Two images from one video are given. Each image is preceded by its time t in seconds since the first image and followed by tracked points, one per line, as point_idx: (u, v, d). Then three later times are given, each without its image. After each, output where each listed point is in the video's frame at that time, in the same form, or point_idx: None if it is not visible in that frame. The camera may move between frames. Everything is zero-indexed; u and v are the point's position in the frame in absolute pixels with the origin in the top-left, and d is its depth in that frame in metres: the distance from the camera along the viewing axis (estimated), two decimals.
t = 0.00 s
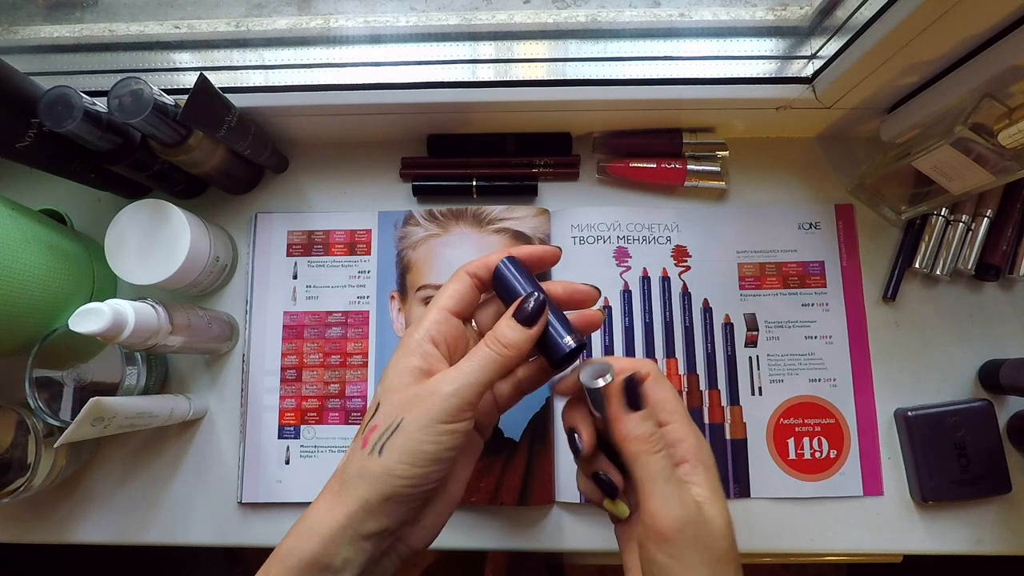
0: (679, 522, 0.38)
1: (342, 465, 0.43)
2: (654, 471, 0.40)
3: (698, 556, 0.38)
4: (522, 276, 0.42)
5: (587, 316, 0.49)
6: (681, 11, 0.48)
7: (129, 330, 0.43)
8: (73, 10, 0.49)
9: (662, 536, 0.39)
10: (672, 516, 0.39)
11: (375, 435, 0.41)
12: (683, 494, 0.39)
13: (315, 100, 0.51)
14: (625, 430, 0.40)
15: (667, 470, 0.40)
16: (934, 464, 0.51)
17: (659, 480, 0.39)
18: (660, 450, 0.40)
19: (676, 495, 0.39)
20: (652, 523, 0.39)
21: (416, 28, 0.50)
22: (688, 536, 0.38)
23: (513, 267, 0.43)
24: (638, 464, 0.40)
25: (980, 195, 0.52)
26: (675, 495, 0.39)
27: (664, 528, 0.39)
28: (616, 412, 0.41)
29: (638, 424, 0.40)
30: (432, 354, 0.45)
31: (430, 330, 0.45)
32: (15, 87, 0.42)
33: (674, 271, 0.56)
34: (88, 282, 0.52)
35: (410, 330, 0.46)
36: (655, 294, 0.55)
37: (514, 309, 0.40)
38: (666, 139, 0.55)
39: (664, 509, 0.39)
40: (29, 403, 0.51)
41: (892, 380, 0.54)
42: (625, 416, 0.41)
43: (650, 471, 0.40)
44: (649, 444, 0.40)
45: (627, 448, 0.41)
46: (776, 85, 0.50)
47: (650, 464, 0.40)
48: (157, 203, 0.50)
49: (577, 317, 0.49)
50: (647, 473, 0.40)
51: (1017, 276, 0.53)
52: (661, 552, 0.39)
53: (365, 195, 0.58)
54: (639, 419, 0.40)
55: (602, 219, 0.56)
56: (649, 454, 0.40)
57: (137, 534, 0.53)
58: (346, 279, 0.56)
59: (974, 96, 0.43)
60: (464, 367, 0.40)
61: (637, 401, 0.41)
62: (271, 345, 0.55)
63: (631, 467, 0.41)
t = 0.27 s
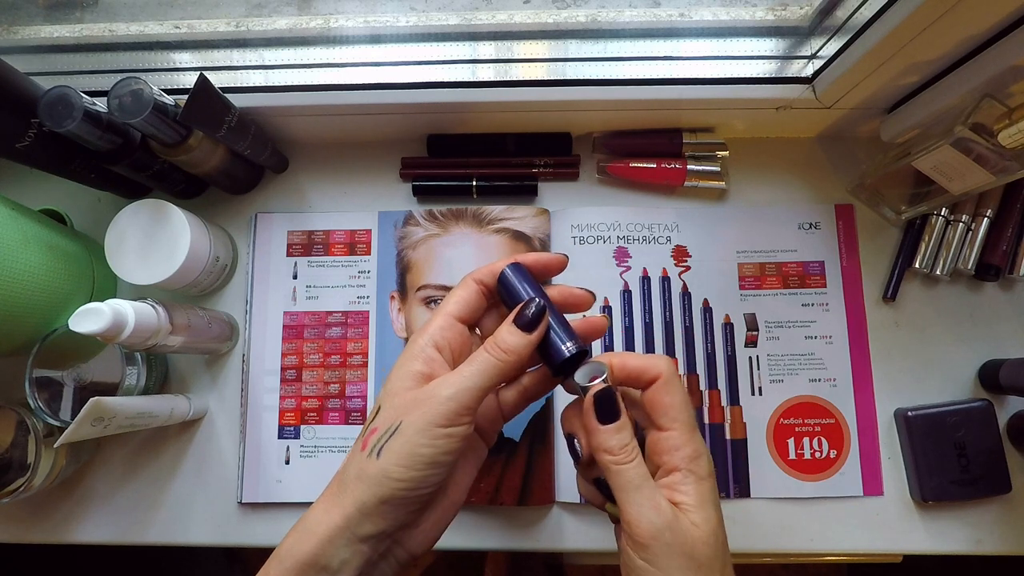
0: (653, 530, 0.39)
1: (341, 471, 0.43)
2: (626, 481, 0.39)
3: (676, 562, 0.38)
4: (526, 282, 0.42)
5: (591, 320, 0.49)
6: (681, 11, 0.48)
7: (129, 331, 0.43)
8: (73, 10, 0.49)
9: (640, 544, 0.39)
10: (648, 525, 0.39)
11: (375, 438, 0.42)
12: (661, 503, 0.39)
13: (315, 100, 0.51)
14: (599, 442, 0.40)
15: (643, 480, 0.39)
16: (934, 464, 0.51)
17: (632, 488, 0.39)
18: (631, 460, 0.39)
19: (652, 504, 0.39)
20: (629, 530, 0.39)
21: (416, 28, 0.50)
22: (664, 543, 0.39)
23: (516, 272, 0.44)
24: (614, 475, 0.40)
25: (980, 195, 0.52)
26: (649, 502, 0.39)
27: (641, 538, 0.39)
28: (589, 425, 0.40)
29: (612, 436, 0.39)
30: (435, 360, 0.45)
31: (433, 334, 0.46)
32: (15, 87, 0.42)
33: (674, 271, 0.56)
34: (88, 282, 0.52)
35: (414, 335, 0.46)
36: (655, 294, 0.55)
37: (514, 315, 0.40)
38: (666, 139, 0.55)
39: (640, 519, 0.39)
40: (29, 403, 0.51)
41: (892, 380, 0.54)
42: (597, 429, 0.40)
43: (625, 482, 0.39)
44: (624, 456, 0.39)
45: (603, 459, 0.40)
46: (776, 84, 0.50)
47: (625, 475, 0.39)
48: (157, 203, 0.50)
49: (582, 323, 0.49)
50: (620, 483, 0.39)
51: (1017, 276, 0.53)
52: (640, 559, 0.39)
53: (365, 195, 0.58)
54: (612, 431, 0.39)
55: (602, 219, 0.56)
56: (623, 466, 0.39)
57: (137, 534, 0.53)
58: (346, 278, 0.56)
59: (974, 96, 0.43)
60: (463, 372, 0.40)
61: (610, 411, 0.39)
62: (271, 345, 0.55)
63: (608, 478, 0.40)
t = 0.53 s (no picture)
0: (638, 525, 0.38)
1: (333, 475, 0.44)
2: (612, 477, 0.39)
3: (661, 557, 0.38)
4: (534, 287, 0.42)
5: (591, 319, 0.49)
6: (681, 11, 0.48)
7: (129, 331, 0.43)
8: (73, 10, 0.49)
9: (626, 541, 0.38)
10: (633, 520, 0.38)
11: (371, 444, 0.41)
12: (646, 499, 0.39)
13: (315, 100, 0.51)
14: (583, 438, 0.40)
15: (628, 475, 0.39)
16: (935, 464, 0.51)
17: (618, 484, 0.39)
18: (617, 457, 0.39)
19: (636, 500, 0.38)
20: (615, 526, 0.39)
21: (416, 28, 0.50)
22: (649, 540, 0.38)
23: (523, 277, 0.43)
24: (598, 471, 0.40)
25: (980, 195, 0.52)
26: (634, 497, 0.38)
27: (627, 534, 0.38)
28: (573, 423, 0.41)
29: (595, 432, 0.39)
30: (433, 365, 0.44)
31: (432, 338, 0.45)
32: (15, 87, 0.42)
33: (674, 271, 0.56)
34: (88, 282, 0.52)
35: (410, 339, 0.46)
36: (655, 294, 0.55)
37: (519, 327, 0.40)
38: (666, 139, 0.55)
39: (625, 515, 0.38)
40: (29, 403, 0.51)
41: (892, 380, 0.54)
42: (580, 427, 0.40)
43: (609, 477, 0.39)
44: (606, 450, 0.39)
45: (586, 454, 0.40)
46: (776, 84, 0.50)
47: (608, 470, 0.39)
48: (157, 203, 0.50)
49: (587, 325, 0.49)
50: (606, 478, 0.39)
51: (1017, 276, 0.53)
52: (627, 557, 0.39)
53: (365, 195, 0.58)
54: (594, 427, 0.40)
55: (602, 219, 0.56)
56: (606, 462, 0.39)
57: (137, 534, 0.53)
58: (346, 279, 0.56)
59: (974, 96, 0.43)
60: (464, 383, 0.40)
61: (593, 409, 0.40)
62: (271, 345, 0.55)
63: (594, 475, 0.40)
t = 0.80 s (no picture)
0: (648, 511, 0.39)
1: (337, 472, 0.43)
2: (629, 462, 0.40)
3: (667, 545, 0.38)
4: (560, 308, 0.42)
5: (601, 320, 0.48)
6: (681, 11, 0.48)
7: (129, 331, 0.43)
8: (73, 10, 0.49)
9: (634, 527, 0.39)
10: (644, 505, 0.39)
11: (381, 455, 0.41)
12: (658, 488, 0.39)
13: (315, 100, 0.51)
14: (604, 422, 0.42)
15: (644, 463, 0.40)
16: (934, 464, 0.51)
17: (634, 469, 0.40)
18: (636, 443, 0.41)
19: (649, 486, 0.39)
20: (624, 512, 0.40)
21: (416, 28, 0.50)
22: (657, 526, 0.38)
23: (549, 298, 0.42)
24: (614, 456, 0.41)
25: (980, 195, 0.52)
26: (648, 485, 0.39)
27: (636, 517, 0.39)
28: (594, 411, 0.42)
29: (615, 415, 0.41)
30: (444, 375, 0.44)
31: (447, 348, 0.45)
32: (15, 87, 0.42)
33: (674, 271, 0.56)
34: (88, 282, 0.52)
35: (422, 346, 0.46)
36: (655, 294, 0.55)
37: (540, 351, 0.40)
38: (666, 139, 0.55)
39: (637, 499, 0.39)
40: (29, 403, 0.51)
41: (892, 380, 0.54)
42: (602, 413, 0.42)
43: (625, 461, 0.40)
44: (625, 435, 0.41)
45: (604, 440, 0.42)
46: (776, 84, 0.50)
47: (625, 455, 0.40)
48: (157, 203, 0.50)
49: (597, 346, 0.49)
50: (624, 464, 0.40)
51: (1017, 276, 0.53)
52: (633, 542, 0.39)
53: (365, 195, 0.58)
54: (614, 411, 0.41)
55: (602, 219, 0.56)
56: (624, 446, 0.41)
57: (137, 534, 0.53)
58: (346, 279, 0.56)
59: (974, 96, 0.43)
60: (481, 401, 0.40)
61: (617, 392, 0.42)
62: (271, 345, 0.55)
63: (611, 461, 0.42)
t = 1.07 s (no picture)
0: (652, 487, 0.38)
1: (335, 469, 0.43)
2: (632, 441, 0.39)
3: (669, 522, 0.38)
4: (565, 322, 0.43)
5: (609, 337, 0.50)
6: (681, 11, 0.48)
7: (129, 330, 0.43)
8: (74, 10, 0.49)
9: (637, 503, 0.38)
10: (648, 482, 0.38)
11: (383, 460, 0.41)
12: (660, 466, 0.39)
13: (315, 100, 0.51)
14: (610, 402, 0.40)
15: (647, 442, 0.40)
16: (934, 464, 0.51)
17: (638, 448, 0.39)
18: (639, 422, 0.40)
19: (653, 464, 0.39)
20: (626, 489, 0.39)
21: (416, 28, 0.50)
22: (662, 503, 0.38)
23: (562, 321, 0.43)
24: (618, 436, 0.40)
25: (980, 195, 0.52)
26: (651, 462, 0.39)
27: (640, 494, 0.38)
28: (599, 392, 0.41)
29: (621, 395, 0.40)
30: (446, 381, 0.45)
31: (454, 355, 0.46)
32: (15, 87, 0.42)
33: (674, 271, 0.56)
34: (88, 282, 0.52)
35: (427, 351, 0.46)
36: (655, 294, 0.55)
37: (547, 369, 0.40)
38: (666, 139, 0.55)
39: (642, 476, 0.39)
40: (29, 403, 0.51)
41: (892, 380, 0.54)
42: (608, 393, 0.41)
43: (630, 440, 0.39)
44: (631, 415, 0.40)
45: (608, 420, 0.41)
46: (776, 84, 0.50)
47: (630, 434, 0.40)
48: (157, 203, 0.50)
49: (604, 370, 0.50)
50: (626, 443, 0.40)
51: (1017, 276, 0.53)
52: (637, 520, 0.38)
53: (365, 195, 0.58)
54: (620, 391, 0.40)
55: (602, 219, 0.56)
56: (630, 425, 0.40)
57: (137, 534, 0.53)
58: (346, 278, 0.56)
59: (974, 96, 0.43)
60: (487, 413, 0.40)
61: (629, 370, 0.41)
62: (271, 345, 0.55)
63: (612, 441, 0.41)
